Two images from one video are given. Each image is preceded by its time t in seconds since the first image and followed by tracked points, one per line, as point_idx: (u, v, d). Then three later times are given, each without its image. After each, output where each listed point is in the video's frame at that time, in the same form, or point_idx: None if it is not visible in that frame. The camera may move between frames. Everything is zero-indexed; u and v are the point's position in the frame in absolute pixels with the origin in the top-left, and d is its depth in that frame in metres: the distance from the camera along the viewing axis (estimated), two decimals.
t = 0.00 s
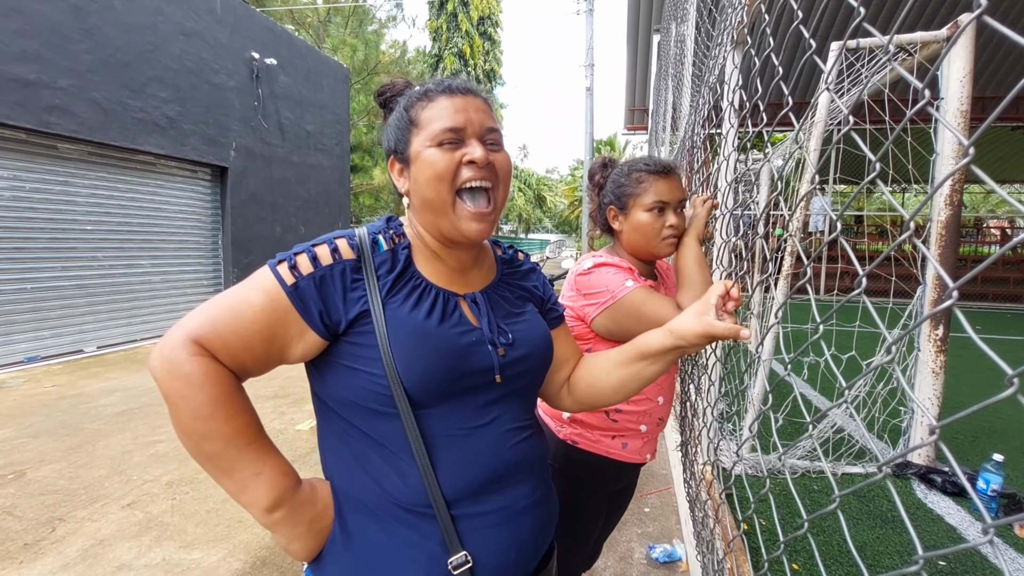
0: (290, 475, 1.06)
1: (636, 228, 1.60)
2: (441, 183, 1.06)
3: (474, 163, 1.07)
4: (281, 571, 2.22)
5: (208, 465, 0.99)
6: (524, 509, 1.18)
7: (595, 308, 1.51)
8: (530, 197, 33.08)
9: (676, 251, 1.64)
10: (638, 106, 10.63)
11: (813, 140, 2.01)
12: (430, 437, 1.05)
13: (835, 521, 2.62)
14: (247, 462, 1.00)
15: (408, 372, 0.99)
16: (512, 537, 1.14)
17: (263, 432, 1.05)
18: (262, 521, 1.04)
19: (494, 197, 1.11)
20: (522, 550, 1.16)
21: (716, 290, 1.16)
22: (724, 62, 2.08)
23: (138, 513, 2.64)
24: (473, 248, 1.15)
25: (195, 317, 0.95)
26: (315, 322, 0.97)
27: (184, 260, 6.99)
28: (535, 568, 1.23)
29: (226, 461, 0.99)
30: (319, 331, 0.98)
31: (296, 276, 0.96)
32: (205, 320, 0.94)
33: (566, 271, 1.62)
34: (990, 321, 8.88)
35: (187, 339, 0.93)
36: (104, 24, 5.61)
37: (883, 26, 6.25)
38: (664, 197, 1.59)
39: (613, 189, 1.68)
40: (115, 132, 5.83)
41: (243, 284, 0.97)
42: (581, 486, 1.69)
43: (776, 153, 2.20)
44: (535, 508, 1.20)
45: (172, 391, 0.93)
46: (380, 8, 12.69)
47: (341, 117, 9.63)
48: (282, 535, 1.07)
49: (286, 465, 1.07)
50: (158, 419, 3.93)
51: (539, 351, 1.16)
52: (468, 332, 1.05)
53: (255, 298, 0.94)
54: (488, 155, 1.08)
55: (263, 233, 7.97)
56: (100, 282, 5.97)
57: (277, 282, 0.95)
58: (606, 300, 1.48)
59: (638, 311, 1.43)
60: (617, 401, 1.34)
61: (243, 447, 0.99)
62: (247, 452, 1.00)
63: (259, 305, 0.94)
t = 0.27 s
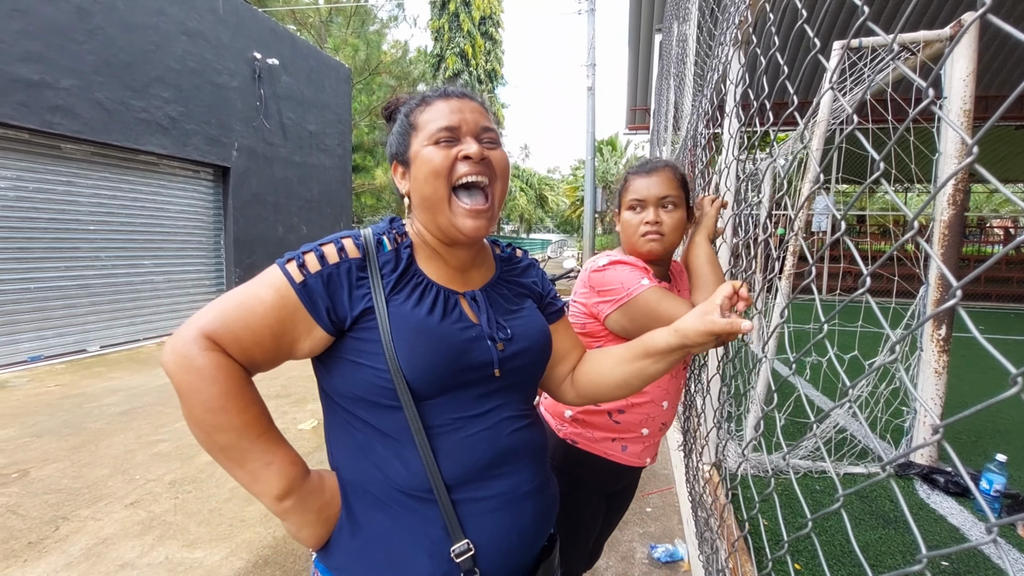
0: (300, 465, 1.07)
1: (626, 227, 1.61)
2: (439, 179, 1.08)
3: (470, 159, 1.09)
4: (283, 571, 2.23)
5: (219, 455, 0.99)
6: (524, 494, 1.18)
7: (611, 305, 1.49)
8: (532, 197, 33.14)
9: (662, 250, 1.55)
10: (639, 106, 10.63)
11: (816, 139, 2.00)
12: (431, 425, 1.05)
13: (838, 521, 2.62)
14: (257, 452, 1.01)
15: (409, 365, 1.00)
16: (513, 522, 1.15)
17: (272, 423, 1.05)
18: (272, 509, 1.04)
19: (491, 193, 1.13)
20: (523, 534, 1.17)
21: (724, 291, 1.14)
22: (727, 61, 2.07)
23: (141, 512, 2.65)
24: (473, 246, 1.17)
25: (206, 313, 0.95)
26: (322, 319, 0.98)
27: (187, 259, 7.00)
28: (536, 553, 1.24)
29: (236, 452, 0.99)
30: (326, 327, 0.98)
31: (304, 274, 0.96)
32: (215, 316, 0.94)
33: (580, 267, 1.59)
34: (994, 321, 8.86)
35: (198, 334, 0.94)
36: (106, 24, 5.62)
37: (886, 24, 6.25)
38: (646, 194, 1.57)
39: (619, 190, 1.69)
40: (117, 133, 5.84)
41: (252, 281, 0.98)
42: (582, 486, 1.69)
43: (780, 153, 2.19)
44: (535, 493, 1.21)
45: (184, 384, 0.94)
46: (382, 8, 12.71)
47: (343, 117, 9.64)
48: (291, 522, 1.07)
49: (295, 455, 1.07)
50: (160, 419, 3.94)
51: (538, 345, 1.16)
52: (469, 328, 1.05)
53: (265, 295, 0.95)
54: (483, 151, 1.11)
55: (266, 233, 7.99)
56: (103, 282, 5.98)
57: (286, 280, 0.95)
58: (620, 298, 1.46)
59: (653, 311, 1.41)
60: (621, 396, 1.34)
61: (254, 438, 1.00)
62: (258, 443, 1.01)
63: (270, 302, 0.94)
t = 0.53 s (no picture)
0: (302, 451, 1.12)
1: (626, 228, 1.61)
2: (439, 182, 1.09)
3: (471, 162, 1.11)
4: (284, 570, 2.23)
5: (226, 439, 1.06)
6: (519, 485, 1.18)
7: (612, 304, 1.50)
8: (533, 197, 33.16)
9: (661, 252, 1.55)
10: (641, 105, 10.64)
11: (817, 139, 2.00)
12: (425, 414, 1.06)
13: (839, 521, 2.62)
14: (262, 440, 1.07)
15: (405, 358, 1.02)
16: (507, 512, 1.15)
17: (279, 412, 1.11)
18: (274, 493, 1.10)
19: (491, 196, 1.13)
20: (518, 524, 1.17)
21: (724, 287, 1.14)
22: (728, 61, 2.07)
23: (142, 511, 2.66)
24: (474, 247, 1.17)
25: (219, 308, 1.02)
26: (323, 315, 1.01)
27: (188, 259, 7.01)
28: (533, 544, 1.23)
29: (243, 437, 1.06)
30: (327, 322, 1.02)
31: (307, 272, 1.00)
32: (226, 311, 1.00)
33: (582, 268, 1.59)
34: (996, 321, 8.84)
35: (211, 328, 1.00)
36: (108, 25, 5.63)
37: (888, 22, 6.26)
38: (643, 196, 1.57)
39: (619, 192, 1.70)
40: (119, 133, 5.86)
41: (263, 278, 1.03)
42: (584, 486, 1.69)
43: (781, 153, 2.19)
44: (531, 485, 1.21)
45: (197, 373, 1.01)
46: (383, 8, 12.76)
47: (345, 117, 9.65)
48: (292, 506, 1.12)
49: (298, 442, 1.13)
50: (162, 418, 3.95)
51: (536, 343, 1.16)
52: (464, 324, 1.06)
53: (271, 292, 1.00)
54: (483, 156, 1.12)
55: (267, 233, 8.01)
56: (105, 282, 5.99)
57: (290, 277, 1.00)
58: (622, 296, 1.46)
59: (654, 309, 1.40)
60: (623, 395, 1.33)
61: (258, 424, 1.06)
62: (263, 430, 1.07)
63: (275, 299, 0.99)
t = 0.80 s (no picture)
0: (303, 442, 1.15)
1: (617, 230, 1.61)
2: (447, 190, 1.10)
3: (481, 174, 1.11)
4: (283, 570, 2.23)
5: (232, 427, 1.09)
6: (511, 480, 1.17)
7: (603, 305, 1.50)
8: (533, 197, 33.16)
9: (652, 251, 1.55)
10: (641, 105, 10.65)
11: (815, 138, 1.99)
12: (418, 409, 1.07)
13: (838, 521, 2.62)
14: (265, 429, 1.10)
15: (399, 354, 1.03)
16: (498, 507, 1.14)
17: (283, 405, 1.14)
18: (275, 480, 1.12)
19: (498, 209, 1.14)
20: (509, 520, 1.15)
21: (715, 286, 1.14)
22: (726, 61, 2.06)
23: (142, 511, 2.66)
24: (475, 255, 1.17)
25: (231, 303, 1.05)
26: (324, 311, 1.03)
27: (189, 259, 7.02)
28: (527, 541, 1.21)
29: (246, 426, 1.08)
30: (328, 319, 1.04)
31: (310, 270, 1.03)
32: (236, 306, 1.04)
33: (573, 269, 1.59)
34: (997, 321, 8.83)
35: (222, 322, 1.04)
36: (109, 25, 5.64)
37: (889, 22, 6.26)
38: (633, 197, 1.57)
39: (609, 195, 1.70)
40: (120, 133, 5.86)
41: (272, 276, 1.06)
42: (583, 486, 1.69)
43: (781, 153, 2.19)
44: (523, 480, 1.19)
45: (207, 364, 1.04)
46: (383, 8, 12.78)
47: (345, 117, 9.66)
48: (291, 494, 1.14)
49: (300, 433, 1.15)
50: (162, 418, 3.95)
51: (529, 343, 1.16)
52: (458, 322, 1.07)
53: (278, 289, 1.03)
54: (494, 170, 1.12)
55: (267, 233, 8.01)
56: (106, 282, 6.00)
57: (296, 276, 1.03)
58: (613, 299, 1.46)
59: (645, 310, 1.40)
60: (619, 396, 1.33)
61: (263, 414, 1.09)
62: (265, 420, 1.09)
63: (281, 296, 1.02)
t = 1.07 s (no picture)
0: (306, 431, 1.17)
1: (617, 229, 1.61)
2: (469, 205, 1.09)
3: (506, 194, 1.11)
4: (284, 569, 2.22)
5: (239, 413, 1.12)
6: (509, 473, 1.16)
7: (605, 305, 1.49)
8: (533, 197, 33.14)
9: (652, 250, 1.55)
10: (642, 105, 10.64)
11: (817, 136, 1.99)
12: (420, 398, 1.08)
13: (839, 521, 2.61)
14: (271, 416, 1.12)
15: (405, 343, 1.04)
16: (496, 499, 1.13)
17: (290, 394, 1.16)
18: (277, 467, 1.14)
19: (517, 228, 1.15)
20: (506, 512, 1.14)
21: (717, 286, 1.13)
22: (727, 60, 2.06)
23: (143, 510, 2.66)
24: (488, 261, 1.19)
25: (244, 292, 1.09)
26: (333, 301, 1.05)
27: (189, 258, 7.01)
28: (525, 534, 1.20)
29: (253, 412, 1.11)
30: (336, 308, 1.05)
31: (321, 261, 1.05)
32: (250, 294, 1.07)
33: (573, 269, 1.59)
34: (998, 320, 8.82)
35: (235, 309, 1.07)
36: (109, 24, 5.63)
37: (891, 21, 6.25)
38: (634, 196, 1.57)
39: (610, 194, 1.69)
40: (120, 132, 5.86)
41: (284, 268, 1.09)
42: (584, 483, 1.68)
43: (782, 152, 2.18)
44: (522, 473, 1.18)
45: (217, 351, 1.08)
46: (384, 8, 12.78)
47: (346, 116, 9.66)
48: (292, 482, 1.16)
49: (305, 423, 1.17)
50: (162, 417, 3.95)
51: (534, 339, 1.16)
52: (462, 314, 1.07)
53: (289, 279, 1.06)
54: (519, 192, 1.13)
55: (268, 232, 8.01)
56: (106, 281, 6.00)
57: (307, 267, 1.05)
58: (614, 297, 1.46)
59: (646, 308, 1.40)
60: (622, 395, 1.32)
61: (269, 401, 1.11)
62: (272, 407, 1.12)
63: (292, 285, 1.05)
